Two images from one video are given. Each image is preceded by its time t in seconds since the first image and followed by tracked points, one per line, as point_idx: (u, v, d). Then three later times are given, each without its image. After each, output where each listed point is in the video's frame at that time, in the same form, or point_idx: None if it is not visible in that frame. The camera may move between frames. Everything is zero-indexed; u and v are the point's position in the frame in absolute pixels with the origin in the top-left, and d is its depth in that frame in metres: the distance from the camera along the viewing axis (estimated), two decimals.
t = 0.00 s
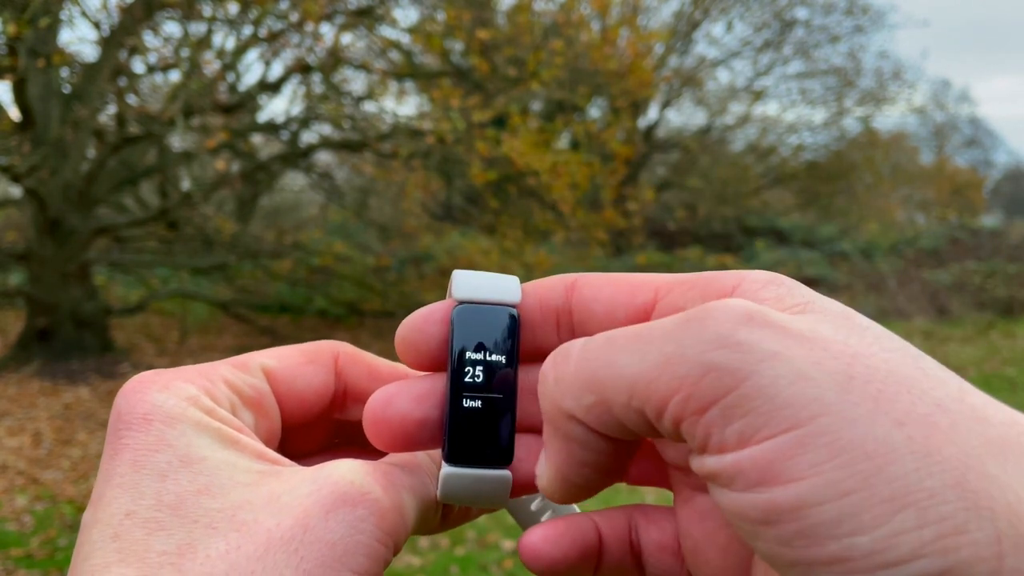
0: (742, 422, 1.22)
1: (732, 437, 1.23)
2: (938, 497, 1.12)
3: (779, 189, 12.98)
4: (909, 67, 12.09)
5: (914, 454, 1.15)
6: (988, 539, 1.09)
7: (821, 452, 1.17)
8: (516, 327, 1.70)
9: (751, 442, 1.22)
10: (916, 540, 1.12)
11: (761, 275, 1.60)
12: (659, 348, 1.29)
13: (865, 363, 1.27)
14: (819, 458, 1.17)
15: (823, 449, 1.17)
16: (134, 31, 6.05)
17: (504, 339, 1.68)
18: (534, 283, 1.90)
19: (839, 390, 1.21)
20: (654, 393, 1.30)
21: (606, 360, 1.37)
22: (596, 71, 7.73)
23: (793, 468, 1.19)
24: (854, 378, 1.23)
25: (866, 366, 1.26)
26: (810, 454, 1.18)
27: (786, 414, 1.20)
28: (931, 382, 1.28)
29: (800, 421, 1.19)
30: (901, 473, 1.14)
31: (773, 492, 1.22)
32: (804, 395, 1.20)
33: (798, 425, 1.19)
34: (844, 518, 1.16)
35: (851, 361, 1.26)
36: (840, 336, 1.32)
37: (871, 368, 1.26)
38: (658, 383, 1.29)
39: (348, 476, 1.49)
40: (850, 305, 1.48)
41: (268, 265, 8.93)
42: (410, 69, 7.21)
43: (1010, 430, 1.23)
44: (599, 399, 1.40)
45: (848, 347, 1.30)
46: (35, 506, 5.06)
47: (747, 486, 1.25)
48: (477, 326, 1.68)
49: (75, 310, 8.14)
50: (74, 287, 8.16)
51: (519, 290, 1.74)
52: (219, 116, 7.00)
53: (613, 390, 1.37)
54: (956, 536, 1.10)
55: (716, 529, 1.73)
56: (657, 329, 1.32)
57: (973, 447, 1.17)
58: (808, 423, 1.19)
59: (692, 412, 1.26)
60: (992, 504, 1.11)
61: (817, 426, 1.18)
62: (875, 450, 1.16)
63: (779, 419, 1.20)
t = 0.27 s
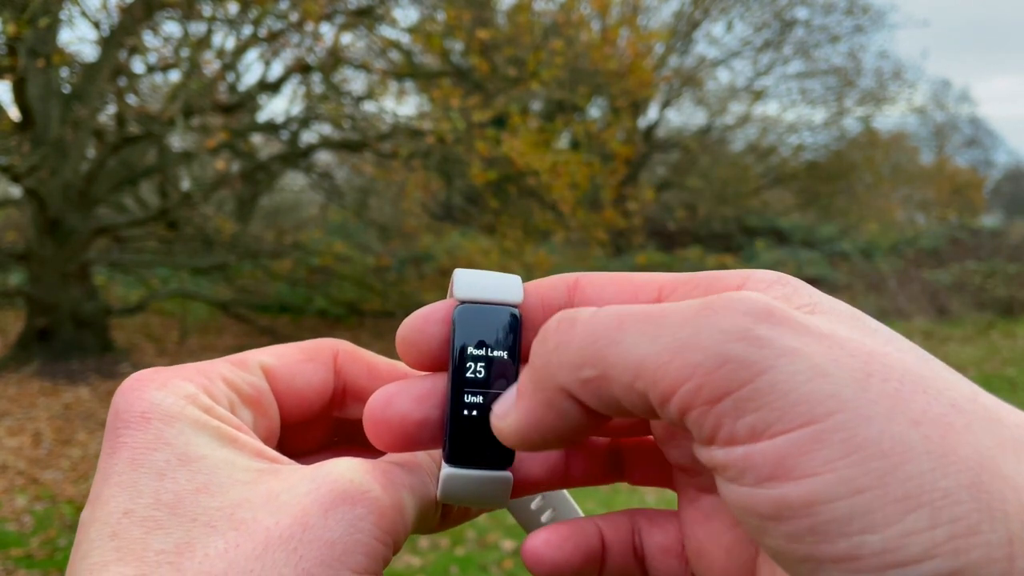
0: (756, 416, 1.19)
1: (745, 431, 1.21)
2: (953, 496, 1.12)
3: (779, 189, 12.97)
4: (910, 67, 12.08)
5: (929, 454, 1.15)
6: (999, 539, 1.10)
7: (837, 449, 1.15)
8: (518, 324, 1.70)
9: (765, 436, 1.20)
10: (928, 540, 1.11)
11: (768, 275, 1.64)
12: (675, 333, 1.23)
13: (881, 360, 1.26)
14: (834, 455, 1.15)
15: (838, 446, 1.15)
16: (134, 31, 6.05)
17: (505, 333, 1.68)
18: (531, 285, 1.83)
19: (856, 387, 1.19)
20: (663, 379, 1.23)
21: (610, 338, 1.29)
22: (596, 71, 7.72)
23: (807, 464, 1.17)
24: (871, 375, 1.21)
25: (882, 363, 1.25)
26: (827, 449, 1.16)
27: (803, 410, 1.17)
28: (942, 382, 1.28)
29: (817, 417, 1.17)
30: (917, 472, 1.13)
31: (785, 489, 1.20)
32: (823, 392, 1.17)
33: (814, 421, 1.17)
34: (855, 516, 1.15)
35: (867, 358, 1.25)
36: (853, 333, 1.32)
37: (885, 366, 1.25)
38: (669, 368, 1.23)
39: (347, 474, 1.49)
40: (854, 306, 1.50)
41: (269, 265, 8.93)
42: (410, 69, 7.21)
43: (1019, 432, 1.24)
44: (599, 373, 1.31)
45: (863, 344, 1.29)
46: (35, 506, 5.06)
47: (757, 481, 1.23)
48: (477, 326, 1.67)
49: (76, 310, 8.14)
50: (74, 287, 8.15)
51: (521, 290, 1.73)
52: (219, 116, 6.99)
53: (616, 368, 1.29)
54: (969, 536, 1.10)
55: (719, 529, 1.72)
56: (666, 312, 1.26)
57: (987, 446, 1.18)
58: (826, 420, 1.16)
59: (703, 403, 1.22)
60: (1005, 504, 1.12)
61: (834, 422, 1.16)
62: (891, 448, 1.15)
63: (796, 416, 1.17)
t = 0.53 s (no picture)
0: (731, 434, 1.21)
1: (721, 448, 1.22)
2: (929, 502, 1.12)
3: (779, 189, 12.94)
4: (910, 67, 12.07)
5: (907, 467, 1.15)
6: (979, 545, 1.09)
7: (812, 462, 1.17)
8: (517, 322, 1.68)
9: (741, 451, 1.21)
10: (905, 547, 1.12)
11: (764, 276, 1.63)
12: (655, 351, 1.24)
13: (864, 374, 1.26)
14: (809, 468, 1.17)
15: (812, 462, 1.17)
16: (134, 31, 6.05)
17: (503, 329, 1.66)
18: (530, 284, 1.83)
19: (833, 404, 1.20)
20: (641, 391, 1.25)
21: (593, 349, 1.30)
22: (596, 71, 7.72)
23: (783, 478, 1.19)
24: (851, 391, 1.22)
25: (864, 377, 1.25)
26: (801, 464, 1.18)
27: (776, 426, 1.19)
28: (932, 393, 1.27)
29: (791, 433, 1.18)
30: (892, 484, 1.14)
31: (763, 502, 1.21)
32: (796, 411, 1.19)
33: (788, 438, 1.18)
34: (833, 527, 1.16)
35: (850, 372, 1.25)
36: (842, 348, 1.32)
37: (868, 379, 1.25)
38: (644, 382, 1.25)
39: (345, 473, 1.49)
40: (850, 308, 1.49)
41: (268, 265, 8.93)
42: (410, 69, 7.22)
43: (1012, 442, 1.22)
44: (579, 375, 1.32)
45: (847, 358, 1.29)
46: (35, 506, 5.06)
47: (736, 496, 1.25)
48: (476, 324, 1.66)
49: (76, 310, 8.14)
50: (74, 287, 8.15)
51: (519, 289, 1.73)
52: (219, 116, 7.00)
53: (597, 381, 1.31)
54: (945, 540, 1.10)
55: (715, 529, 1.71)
56: (644, 322, 1.28)
57: (970, 453, 1.17)
58: (800, 436, 1.18)
59: (682, 420, 1.24)
60: (985, 511, 1.11)
61: (808, 439, 1.18)
62: (867, 462, 1.16)
63: (770, 433, 1.19)
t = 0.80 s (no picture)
0: (778, 394, 1.17)
1: (764, 408, 1.19)
2: (921, 511, 1.12)
3: (779, 189, 12.91)
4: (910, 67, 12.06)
5: (950, 453, 1.13)
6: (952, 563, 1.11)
7: (855, 438, 1.15)
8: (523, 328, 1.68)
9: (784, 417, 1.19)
10: (937, 537, 1.12)
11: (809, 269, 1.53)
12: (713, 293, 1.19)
13: (914, 349, 1.22)
14: (853, 443, 1.15)
15: (856, 435, 1.15)
16: (134, 31, 6.05)
17: (510, 329, 1.67)
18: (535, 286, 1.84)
19: (884, 376, 1.17)
20: (685, 342, 1.20)
21: (650, 285, 1.22)
22: (596, 71, 7.72)
23: (824, 451, 1.17)
24: (902, 365, 1.18)
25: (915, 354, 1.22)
26: (845, 437, 1.15)
27: (825, 396, 1.16)
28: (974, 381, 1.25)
29: (837, 404, 1.16)
30: (933, 470, 1.12)
31: (800, 472, 1.19)
32: (847, 381, 1.16)
33: (834, 408, 1.16)
34: (866, 506, 1.15)
35: (901, 348, 1.21)
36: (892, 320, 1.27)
37: (919, 355, 1.21)
38: (692, 334, 1.19)
39: (348, 473, 1.49)
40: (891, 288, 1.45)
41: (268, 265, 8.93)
42: (410, 69, 7.22)
43: None
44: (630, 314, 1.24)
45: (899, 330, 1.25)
46: (35, 506, 5.06)
47: (770, 463, 1.22)
48: (482, 331, 1.66)
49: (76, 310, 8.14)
50: (74, 287, 8.15)
51: (526, 293, 1.72)
52: (219, 117, 7.00)
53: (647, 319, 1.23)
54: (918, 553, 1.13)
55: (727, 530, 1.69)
56: (710, 276, 1.21)
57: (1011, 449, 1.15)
58: (846, 408, 1.16)
59: (728, 372, 1.19)
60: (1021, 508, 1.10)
61: (851, 412, 1.15)
62: (912, 444, 1.13)
63: (816, 403, 1.16)
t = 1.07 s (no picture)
0: (806, 343, 1.08)
1: (792, 356, 1.09)
2: (934, 481, 0.98)
3: (779, 189, 12.92)
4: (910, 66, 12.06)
5: (977, 426, 1.00)
6: (955, 549, 0.97)
7: (880, 396, 1.03)
8: (520, 327, 1.67)
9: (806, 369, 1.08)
10: (948, 509, 0.97)
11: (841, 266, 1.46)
12: (761, 251, 1.16)
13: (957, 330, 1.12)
14: (876, 402, 1.03)
15: (883, 393, 1.03)
16: (134, 31, 6.05)
17: (507, 330, 1.65)
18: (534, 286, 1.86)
19: (918, 341, 1.07)
20: (728, 291, 1.16)
21: (701, 244, 1.25)
22: (596, 71, 7.72)
23: (845, 406, 1.04)
24: (940, 339, 1.08)
25: (954, 332, 1.11)
26: (870, 394, 1.03)
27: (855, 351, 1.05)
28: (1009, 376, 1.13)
29: (866, 360, 1.05)
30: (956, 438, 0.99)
31: (820, 424, 1.06)
32: (880, 338, 1.06)
33: (861, 365, 1.05)
34: (882, 468, 1.01)
35: (940, 325, 1.11)
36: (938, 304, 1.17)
37: (960, 334, 1.11)
38: (736, 282, 1.15)
39: (348, 472, 1.49)
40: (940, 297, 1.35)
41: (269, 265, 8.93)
42: (410, 70, 7.22)
43: None
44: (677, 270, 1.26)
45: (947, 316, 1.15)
46: (35, 506, 5.07)
47: (794, 415, 1.09)
48: (478, 331, 1.64)
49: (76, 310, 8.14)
50: (75, 287, 8.15)
51: (523, 294, 1.71)
52: (219, 116, 7.00)
53: (696, 277, 1.23)
54: (918, 534, 0.99)
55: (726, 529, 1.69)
56: (768, 242, 1.19)
57: None
58: (874, 366, 1.04)
59: (763, 318, 1.12)
60: None
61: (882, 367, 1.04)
62: (937, 409, 1.01)
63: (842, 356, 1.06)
